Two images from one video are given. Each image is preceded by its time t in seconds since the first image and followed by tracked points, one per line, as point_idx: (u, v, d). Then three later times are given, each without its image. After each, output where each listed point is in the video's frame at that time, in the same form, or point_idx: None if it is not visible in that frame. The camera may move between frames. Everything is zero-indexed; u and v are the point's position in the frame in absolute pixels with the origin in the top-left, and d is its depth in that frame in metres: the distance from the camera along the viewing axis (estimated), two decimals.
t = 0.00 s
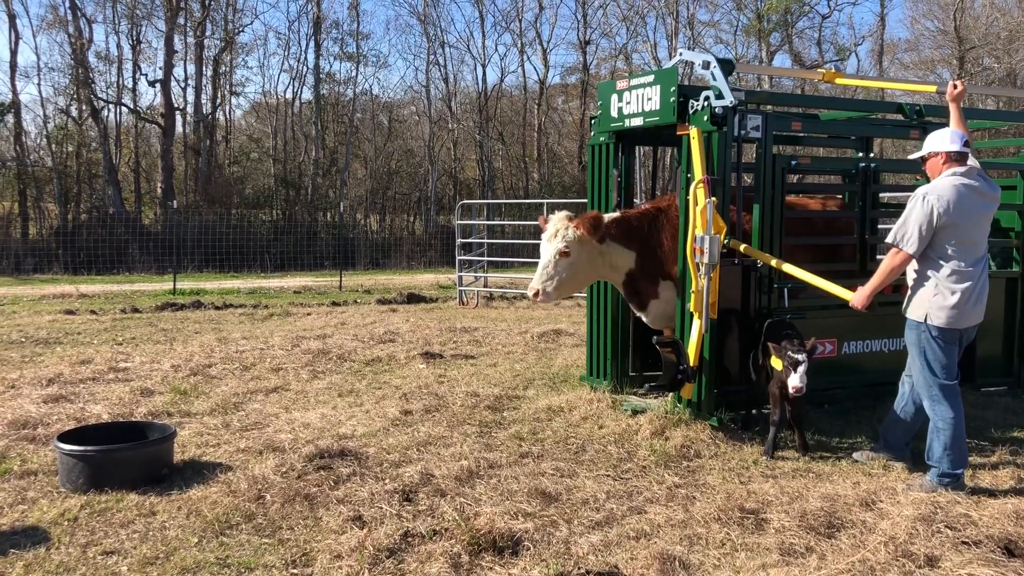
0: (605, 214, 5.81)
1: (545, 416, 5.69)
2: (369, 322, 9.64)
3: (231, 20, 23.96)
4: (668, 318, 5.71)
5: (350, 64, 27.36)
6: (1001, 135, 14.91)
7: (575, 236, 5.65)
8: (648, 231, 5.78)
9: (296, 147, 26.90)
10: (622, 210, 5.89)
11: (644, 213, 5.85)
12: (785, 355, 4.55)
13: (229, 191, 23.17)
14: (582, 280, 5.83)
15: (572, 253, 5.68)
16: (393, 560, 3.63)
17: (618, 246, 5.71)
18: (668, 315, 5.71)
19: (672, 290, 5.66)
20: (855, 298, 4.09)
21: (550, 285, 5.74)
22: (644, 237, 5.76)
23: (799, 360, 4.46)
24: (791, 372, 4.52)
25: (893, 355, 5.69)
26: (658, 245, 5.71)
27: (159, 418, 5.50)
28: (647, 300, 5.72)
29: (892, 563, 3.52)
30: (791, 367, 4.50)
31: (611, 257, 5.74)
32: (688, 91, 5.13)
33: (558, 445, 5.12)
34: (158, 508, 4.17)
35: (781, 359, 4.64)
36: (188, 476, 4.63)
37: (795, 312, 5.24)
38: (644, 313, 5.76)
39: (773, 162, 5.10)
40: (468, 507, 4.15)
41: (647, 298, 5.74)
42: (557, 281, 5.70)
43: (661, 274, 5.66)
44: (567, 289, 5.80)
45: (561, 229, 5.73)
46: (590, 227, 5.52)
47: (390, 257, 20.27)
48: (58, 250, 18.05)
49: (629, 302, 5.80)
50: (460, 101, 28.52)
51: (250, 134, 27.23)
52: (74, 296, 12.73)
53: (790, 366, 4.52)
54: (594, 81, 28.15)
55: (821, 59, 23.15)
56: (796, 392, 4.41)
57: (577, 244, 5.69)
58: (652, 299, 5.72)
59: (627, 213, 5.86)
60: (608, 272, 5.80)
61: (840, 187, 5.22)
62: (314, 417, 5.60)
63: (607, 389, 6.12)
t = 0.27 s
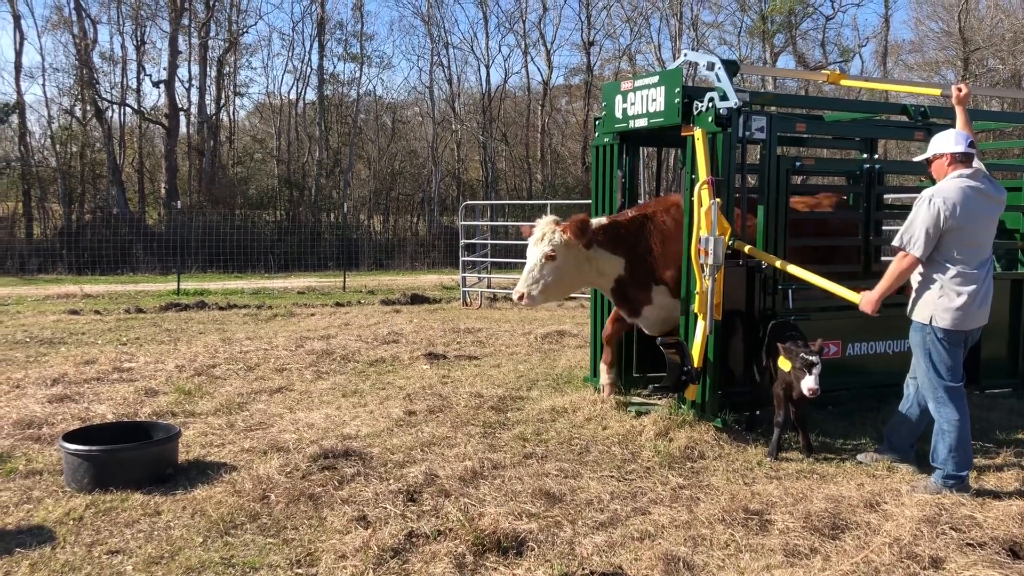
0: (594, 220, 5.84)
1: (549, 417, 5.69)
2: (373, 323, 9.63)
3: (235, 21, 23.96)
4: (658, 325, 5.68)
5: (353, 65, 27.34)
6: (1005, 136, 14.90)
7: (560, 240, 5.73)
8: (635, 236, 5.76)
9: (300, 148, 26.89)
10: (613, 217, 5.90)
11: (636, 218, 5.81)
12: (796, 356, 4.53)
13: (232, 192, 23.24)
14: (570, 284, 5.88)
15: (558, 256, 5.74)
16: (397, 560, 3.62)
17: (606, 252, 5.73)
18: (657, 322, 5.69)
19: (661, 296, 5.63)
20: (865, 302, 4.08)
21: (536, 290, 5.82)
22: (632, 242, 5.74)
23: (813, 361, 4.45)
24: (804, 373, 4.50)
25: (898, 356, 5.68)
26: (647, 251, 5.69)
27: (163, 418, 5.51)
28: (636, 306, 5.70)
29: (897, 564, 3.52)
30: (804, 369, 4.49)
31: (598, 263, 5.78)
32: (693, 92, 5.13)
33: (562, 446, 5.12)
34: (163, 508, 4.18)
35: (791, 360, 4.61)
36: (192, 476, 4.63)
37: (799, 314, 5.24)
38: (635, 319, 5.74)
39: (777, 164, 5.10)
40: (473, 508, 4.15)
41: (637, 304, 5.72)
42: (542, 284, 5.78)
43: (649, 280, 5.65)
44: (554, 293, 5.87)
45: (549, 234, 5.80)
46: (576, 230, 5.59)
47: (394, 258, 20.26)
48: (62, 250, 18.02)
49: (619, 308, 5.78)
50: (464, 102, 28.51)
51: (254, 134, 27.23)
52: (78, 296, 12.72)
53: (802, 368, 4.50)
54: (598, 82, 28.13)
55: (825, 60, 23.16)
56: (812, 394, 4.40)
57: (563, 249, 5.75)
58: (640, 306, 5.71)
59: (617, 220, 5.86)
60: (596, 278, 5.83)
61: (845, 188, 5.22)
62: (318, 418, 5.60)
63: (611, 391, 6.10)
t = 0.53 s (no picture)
0: (573, 232, 5.88)
1: (553, 419, 5.69)
2: (378, 324, 9.64)
3: (240, 22, 24.01)
4: (643, 333, 5.74)
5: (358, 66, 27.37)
6: (1011, 137, 14.86)
7: (540, 256, 5.85)
8: (615, 245, 5.77)
9: (305, 149, 26.94)
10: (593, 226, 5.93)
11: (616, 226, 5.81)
12: (810, 359, 4.49)
13: (238, 194, 23.32)
14: (554, 297, 6.00)
15: (539, 271, 5.86)
16: (402, 561, 3.63)
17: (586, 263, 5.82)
18: (643, 329, 5.75)
19: (643, 303, 5.66)
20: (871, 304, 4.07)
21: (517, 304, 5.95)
22: (611, 252, 5.77)
23: (827, 364, 4.42)
24: (817, 377, 4.46)
25: (903, 358, 5.67)
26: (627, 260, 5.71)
27: (169, 418, 5.52)
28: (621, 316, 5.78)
29: (902, 567, 3.51)
30: (819, 372, 4.45)
31: (579, 275, 5.87)
32: (698, 93, 5.14)
33: (566, 447, 5.12)
34: (169, 508, 4.19)
35: (802, 363, 4.58)
36: (198, 476, 4.64)
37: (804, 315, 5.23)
38: (620, 328, 5.82)
39: (783, 165, 5.09)
40: (478, 509, 4.15)
41: (621, 313, 5.79)
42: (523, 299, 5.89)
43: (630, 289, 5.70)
44: (539, 306, 6.01)
45: (529, 249, 5.92)
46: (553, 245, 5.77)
47: (399, 259, 20.27)
48: (67, 251, 18.05)
49: (605, 318, 5.87)
50: (469, 103, 28.54)
51: (259, 135, 27.29)
52: (84, 296, 12.75)
53: (816, 371, 4.46)
54: (603, 84, 28.13)
55: (830, 62, 23.17)
56: (828, 397, 4.33)
57: (543, 263, 5.87)
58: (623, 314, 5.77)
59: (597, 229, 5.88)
60: (580, 290, 5.93)
61: (850, 189, 5.21)
62: (323, 419, 5.60)
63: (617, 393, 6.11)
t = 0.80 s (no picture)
0: (550, 231, 5.98)
1: (559, 419, 5.70)
2: (384, 325, 9.65)
3: (247, 24, 24.08)
4: (615, 333, 5.75)
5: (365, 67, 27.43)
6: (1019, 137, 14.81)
7: (515, 255, 5.93)
8: (591, 245, 5.84)
9: (312, 150, 27.01)
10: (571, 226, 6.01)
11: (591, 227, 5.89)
12: (819, 360, 4.48)
13: (245, 195, 23.34)
14: (529, 295, 6.10)
15: (513, 270, 5.94)
16: (409, 561, 3.64)
17: (562, 264, 5.91)
18: (617, 330, 5.72)
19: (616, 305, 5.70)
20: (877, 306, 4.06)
21: (493, 303, 6.01)
22: (588, 252, 5.84)
23: (837, 366, 4.40)
24: (826, 379, 4.44)
25: (910, 359, 5.65)
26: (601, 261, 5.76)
27: (177, 418, 5.54)
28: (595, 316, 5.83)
29: (909, 568, 3.51)
30: (828, 374, 4.43)
31: (555, 274, 5.96)
32: (705, 94, 5.14)
33: (572, 448, 5.12)
34: (176, 508, 4.21)
35: (812, 364, 4.56)
36: (205, 476, 4.66)
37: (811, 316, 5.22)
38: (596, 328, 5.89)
39: (789, 166, 5.10)
40: (484, 510, 4.16)
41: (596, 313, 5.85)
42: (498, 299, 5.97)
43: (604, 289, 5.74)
44: (514, 305, 6.08)
45: (505, 248, 6.01)
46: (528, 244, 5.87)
47: (405, 260, 20.30)
48: (76, 252, 18.13)
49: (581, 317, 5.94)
50: (475, 104, 28.58)
51: (266, 136, 27.37)
52: (92, 297, 12.81)
53: (825, 373, 4.44)
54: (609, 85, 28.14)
55: (836, 62, 23.15)
56: (838, 400, 4.32)
57: (519, 262, 5.95)
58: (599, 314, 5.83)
59: (574, 229, 5.96)
60: (555, 289, 6.02)
61: (856, 191, 5.20)
62: (330, 419, 5.62)
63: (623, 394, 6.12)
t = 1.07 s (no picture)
0: (524, 228, 5.97)
1: (568, 417, 5.69)
2: (393, 323, 9.67)
3: (256, 23, 24.14)
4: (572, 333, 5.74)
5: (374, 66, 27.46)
6: None
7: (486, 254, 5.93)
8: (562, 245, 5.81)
9: (321, 149, 27.06)
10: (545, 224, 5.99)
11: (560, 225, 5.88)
12: (833, 359, 4.46)
13: (254, 194, 23.37)
14: (500, 295, 6.08)
15: (485, 269, 5.95)
16: (418, 559, 3.64)
17: (530, 262, 5.90)
18: (571, 331, 5.78)
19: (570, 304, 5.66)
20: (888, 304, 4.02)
21: (463, 304, 6.00)
22: (556, 250, 5.82)
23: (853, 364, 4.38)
24: (841, 378, 4.41)
25: (919, 358, 5.63)
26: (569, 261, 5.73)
27: (186, 417, 5.56)
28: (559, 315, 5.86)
29: (920, 567, 3.49)
30: (842, 373, 4.41)
31: (524, 273, 5.95)
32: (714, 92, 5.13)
33: (580, 446, 5.12)
34: (186, 506, 4.22)
35: (825, 362, 4.53)
36: (215, 474, 4.67)
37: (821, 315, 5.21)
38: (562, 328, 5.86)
39: (799, 164, 5.09)
40: (493, 508, 4.16)
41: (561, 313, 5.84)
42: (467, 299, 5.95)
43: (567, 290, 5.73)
44: (484, 305, 6.10)
45: (476, 247, 6.02)
46: (500, 243, 5.83)
47: (414, 259, 20.32)
48: (86, 251, 18.21)
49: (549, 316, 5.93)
50: (484, 103, 28.58)
51: (275, 136, 27.44)
52: (102, 296, 12.87)
53: (841, 371, 4.41)
54: (618, 83, 28.09)
55: (846, 59, 23.05)
56: (857, 397, 4.30)
57: (490, 262, 5.96)
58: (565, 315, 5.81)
59: (544, 227, 5.94)
60: (525, 288, 6.01)
61: (866, 188, 5.17)
62: (339, 418, 5.63)
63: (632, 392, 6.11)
